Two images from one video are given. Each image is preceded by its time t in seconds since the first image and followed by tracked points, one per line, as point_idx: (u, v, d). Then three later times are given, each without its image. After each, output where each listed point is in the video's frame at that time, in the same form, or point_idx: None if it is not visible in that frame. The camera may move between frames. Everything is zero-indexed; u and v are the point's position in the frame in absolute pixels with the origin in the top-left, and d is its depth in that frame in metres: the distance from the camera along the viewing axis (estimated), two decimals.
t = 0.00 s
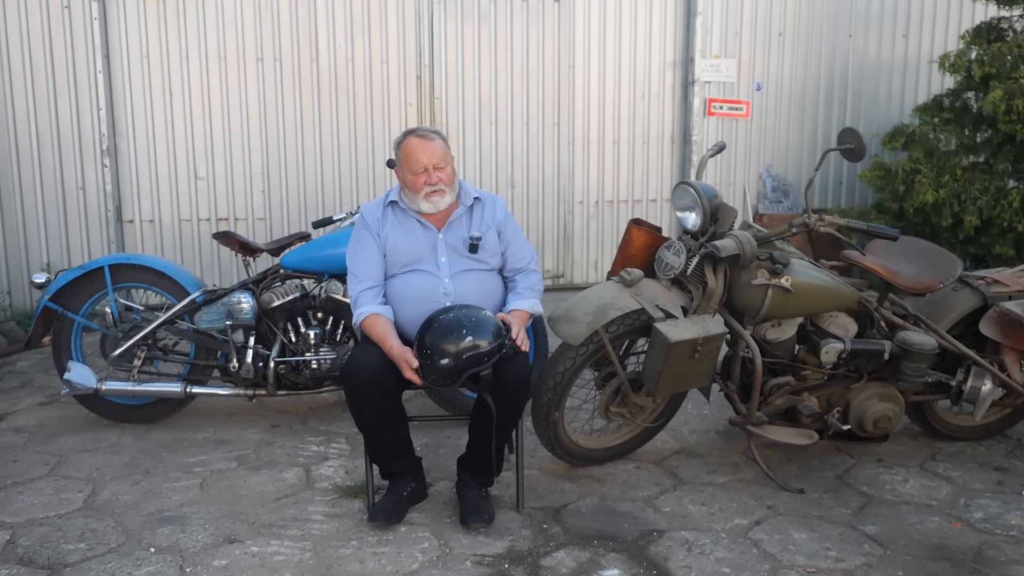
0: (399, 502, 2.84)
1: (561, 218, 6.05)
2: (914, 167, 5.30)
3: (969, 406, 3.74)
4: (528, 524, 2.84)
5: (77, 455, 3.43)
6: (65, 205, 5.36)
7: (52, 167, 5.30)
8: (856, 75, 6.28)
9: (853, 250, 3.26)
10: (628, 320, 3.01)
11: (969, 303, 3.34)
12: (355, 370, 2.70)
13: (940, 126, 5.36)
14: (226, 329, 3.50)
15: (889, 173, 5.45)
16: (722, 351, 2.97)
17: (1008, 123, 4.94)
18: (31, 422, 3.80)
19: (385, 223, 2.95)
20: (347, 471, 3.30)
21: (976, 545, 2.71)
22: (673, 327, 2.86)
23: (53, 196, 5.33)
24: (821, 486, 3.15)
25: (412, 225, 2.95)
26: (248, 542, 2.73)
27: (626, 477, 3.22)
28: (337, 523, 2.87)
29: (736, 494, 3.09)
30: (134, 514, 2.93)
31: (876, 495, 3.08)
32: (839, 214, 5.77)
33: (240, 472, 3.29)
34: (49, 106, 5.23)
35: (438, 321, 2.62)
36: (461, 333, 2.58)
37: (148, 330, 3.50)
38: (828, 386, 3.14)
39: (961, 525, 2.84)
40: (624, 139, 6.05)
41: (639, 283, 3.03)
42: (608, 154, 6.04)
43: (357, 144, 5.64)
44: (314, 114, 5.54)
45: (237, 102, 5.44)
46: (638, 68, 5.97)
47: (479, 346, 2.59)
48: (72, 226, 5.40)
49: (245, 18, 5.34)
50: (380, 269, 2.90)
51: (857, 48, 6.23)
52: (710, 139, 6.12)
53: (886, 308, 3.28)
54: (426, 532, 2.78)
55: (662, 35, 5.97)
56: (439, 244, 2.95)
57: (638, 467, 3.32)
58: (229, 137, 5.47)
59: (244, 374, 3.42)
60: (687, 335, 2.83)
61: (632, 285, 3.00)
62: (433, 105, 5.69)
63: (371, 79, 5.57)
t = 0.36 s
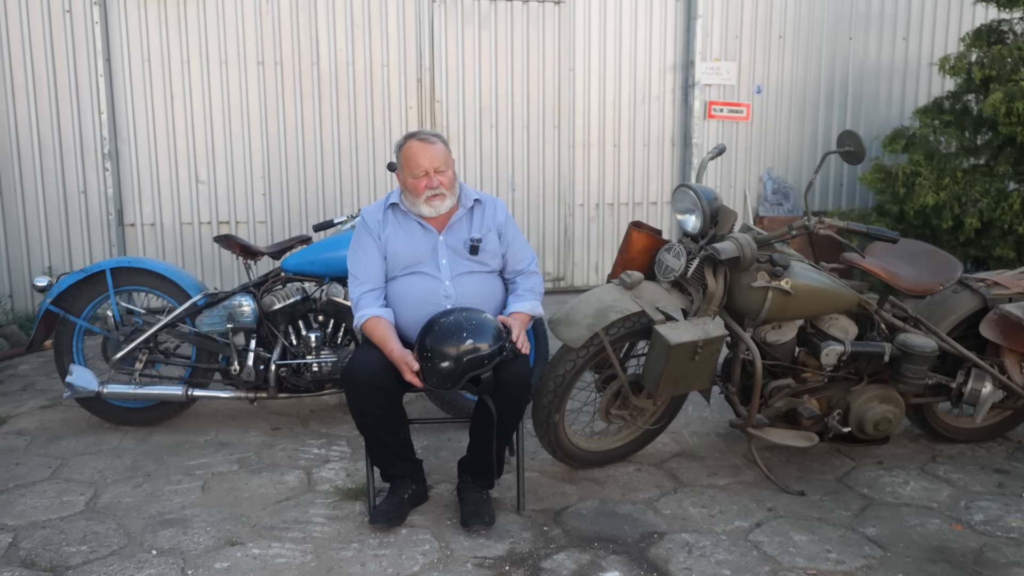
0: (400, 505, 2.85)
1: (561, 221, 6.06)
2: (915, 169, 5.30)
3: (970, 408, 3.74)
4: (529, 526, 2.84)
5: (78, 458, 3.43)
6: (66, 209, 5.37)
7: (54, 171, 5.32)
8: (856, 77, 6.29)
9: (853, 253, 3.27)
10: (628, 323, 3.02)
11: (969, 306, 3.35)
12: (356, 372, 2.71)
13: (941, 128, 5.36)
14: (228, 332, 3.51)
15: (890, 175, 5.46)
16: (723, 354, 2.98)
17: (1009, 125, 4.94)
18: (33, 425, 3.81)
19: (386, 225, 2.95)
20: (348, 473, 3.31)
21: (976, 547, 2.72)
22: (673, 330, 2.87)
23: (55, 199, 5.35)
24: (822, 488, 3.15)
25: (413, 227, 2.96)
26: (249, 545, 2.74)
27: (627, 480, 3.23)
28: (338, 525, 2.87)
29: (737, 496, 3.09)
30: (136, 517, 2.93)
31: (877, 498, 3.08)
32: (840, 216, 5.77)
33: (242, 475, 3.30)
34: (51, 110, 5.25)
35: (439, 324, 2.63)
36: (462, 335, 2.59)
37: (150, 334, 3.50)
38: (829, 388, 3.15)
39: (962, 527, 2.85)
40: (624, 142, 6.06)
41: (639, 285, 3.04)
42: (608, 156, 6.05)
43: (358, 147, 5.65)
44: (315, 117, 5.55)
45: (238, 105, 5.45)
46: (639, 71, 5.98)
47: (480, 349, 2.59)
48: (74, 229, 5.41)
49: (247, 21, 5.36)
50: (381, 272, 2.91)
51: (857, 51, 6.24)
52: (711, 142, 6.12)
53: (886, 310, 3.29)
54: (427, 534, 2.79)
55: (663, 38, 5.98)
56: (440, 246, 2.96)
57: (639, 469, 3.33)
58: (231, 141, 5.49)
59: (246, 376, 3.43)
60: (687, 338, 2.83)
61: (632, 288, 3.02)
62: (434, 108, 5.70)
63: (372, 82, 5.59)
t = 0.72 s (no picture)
0: (403, 506, 2.86)
1: (564, 222, 6.06)
2: (918, 170, 5.28)
3: (973, 408, 3.73)
4: (532, 527, 2.85)
5: (83, 460, 3.44)
6: (70, 211, 5.39)
7: (58, 173, 5.33)
8: (859, 78, 6.28)
9: (856, 254, 3.26)
10: (631, 324, 3.02)
11: (973, 306, 3.34)
12: (359, 373, 2.71)
13: (944, 128, 5.35)
14: (231, 333, 3.51)
15: (893, 175, 5.45)
16: (726, 354, 2.98)
17: (1012, 125, 4.94)
18: (38, 427, 3.82)
19: (388, 227, 2.96)
20: (351, 474, 3.32)
21: (979, 548, 2.71)
22: (676, 331, 2.87)
23: (59, 201, 5.36)
24: (825, 489, 3.15)
25: (415, 228, 2.97)
26: (253, 546, 2.74)
27: (630, 481, 3.23)
28: (341, 526, 2.88)
29: (740, 497, 3.09)
30: (140, 518, 2.94)
31: (880, 498, 3.08)
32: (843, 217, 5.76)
33: (245, 476, 3.30)
34: (55, 112, 5.26)
35: (442, 325, 2.64)
36: (465, 336, 2.59)
37: (154, 335, 3.51)
38: (832, 389, 3.14)
39: (965, 528, 2.84)
40: (627, 142, 6.06)
41: (642, 286, 3.04)
42: (611, 157, 6.06)
43: (361, 149, 5.66)
44: (318, 119, 5.56)
45: (241, 107, 5.46)
46: (642, 72, 5.98)
47: (483, 350, 2.59)
48: (77, 231, 5.42)
49: (249, 23, 5.37)
50: (384, 273, 2.91)
51: (860, 51, 6.24)
52: (714, 142, 6.12)
53: (890, 311, 3.29)
54: (430, 535, 2.79)
55: (665, 39, 5.99)
56: (442, 247, 2.96)
57: (642, 470, 3.33)
58: (234, 143, 5.50)
59: (250, 378, 3.44)
60: (690, 339, 2.84)
61: (634, 289, 3.02)
62: (437, 110, 5.70)
63: (375, 83, 5.60)
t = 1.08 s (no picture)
0: (405, 507, 2.86)
1: (566, 223, 6.07)
2: (920, 171, 5.28)
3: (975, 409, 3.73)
4: (533, 528, 2.85)
5: (85, 461, 3.45)
6: (72, 212, 5.40)
7: (60, 174, 5.34)
8: (861, 79, 6.28)
9: (857, 255, 3.26)
10: (632, 325, 3.02)
11: (974, 307, 3.34)
12: (360, 374, 2.72)
13: (946, 129, 5.34)
14: (233, 334, 3.51)
15: (895, 176, 5.44)
16: (727, 355, 2.98)
17: (1014, 126, 4.94)
18: (40, 428, 3.83)
19: (390, 228, 2.96)
20: (353, 475, 3.32)
21: (981, 549, 2.71)
22: (677, 332, 2.87)
23: (61, 202, 5.37)
24: (826, 490, 3.15)
25: (417, 229, 2.97)
26: (254, 547, 2.74)
27: (631, 482, 3.23)
28: (343, 527, 2.88)
29: (742, 498, 3.09)
30: (141, 519, 2.95)
31: (881, 499, 3.07)
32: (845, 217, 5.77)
33: (247, 477, 3.31)
34: (57, 113, 5.27)
35: (443, 327, 2.64)
36: (466, 337, 2.59)
37: (155, 336, 3.52)
38: (833, 390, 3.14)
39: (966, 529, 2.84)
40: (629, 143, 6.06)
41: (643, 287, 3.04)
42: (613, 158, 6.06)
43: (362, 150, 5.67)
44: (320, 120, 5.57)
45: (244, 108, 5.47)
46: (643, 73, 5.99)
47: (483, 351, 2.60)
48: (79, 231, 5.43)
49: (252, 24, 5.38)
50: (385, 274, 2.92)
51: (861, 52, 6.24)
52: (715, 143, 6.12)
53: (891, 312, 3.29)
54: (431, 536, 2.79)
55: (667, 40, 5.99)
56: (444, 248, 2.96)
57: (643, 471, 3.32)
58: (236, 143, 5.51)
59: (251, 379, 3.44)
60: (691, 340, 2.84)
61: (636, 290, 3.02)
62: (438, 110, 5.71)
63: (377, 85, 5.60)
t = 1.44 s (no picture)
0: (404, 506, 2.86)
1: (566, 223, 6.07)
2: (919, 170, 5.29)
3: (974, 408, 3.73)
4: (533, 527, 2.85)
5: (85, 461, 3.45)
6: (72, 212, 5.40)
7: (60, 174, 5.34)
8: (860, 78, 6.29)
9: (857, 254, 3.26)
10: (632, 325, 3.02)
11: (973, 306, 3.34)
12: (360, 374, 2.72)
13: (945, 128, 5.35)
14: (233, 334, 3.51)
15: (894, 176, 5.45)
16: (726, 354, 2.98)
17: (1013, 126, 4.94)
18: (40, 428, 3.83)
19: (389, 227, 2.96)
20: (353, 475, 3.32)
21: (980, 547, 2.71)
22: (677, 332, 2.87)
23: (61, 202, 5.37)
24: (826, 489, 3.15)
25: (416, 229, 2.98)
26: (254, 546, 2.75)
27: (631, 481, 3.23)
28: (343, 527, 2.88)
29: (741, 497, 3.09)
30: (142, 519, 2.95)
31: (880, 498, 3.08)
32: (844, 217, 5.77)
33: (247, 477, 3.31)
34: (56, 114, 5.27)
35: (443, 326, 2.64)
36: (466, 337, 2.60)
37: (155, 336, 3.52)
38: (833, 389, 3.14)
39: (966, 528, 2.84)
40: (629, 143, 6.06)
41: (643, 287, 3.05)
42: (612, 158, 6.06)
43: (362, 150, 5.67)
44: (320, 120, 5.57)
45: (243, 108, 5.47)
46: (643, 72, 5.99)
47: (483, 350, 2.60)
48: (79, 232, 5.44)
49: (251, 24, 5.38)
50: (385, 273, 2.92)
51: (861, 52, 6.25)
52: (715, 143, 6.12)
53: (890, 311, 3.29)
54: (431, 535, 2.80)
55: (666, 39, 5.99)
56: (443, 247, 2.97)
57: (643, 470, 3.33)
58: (235, 143, 5.51)
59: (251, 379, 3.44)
60: (691, 339, 2.84)
61: (635, 289, 3.02)
62: (438, 111, 5.71)
63: (376, 84, 5.61)
